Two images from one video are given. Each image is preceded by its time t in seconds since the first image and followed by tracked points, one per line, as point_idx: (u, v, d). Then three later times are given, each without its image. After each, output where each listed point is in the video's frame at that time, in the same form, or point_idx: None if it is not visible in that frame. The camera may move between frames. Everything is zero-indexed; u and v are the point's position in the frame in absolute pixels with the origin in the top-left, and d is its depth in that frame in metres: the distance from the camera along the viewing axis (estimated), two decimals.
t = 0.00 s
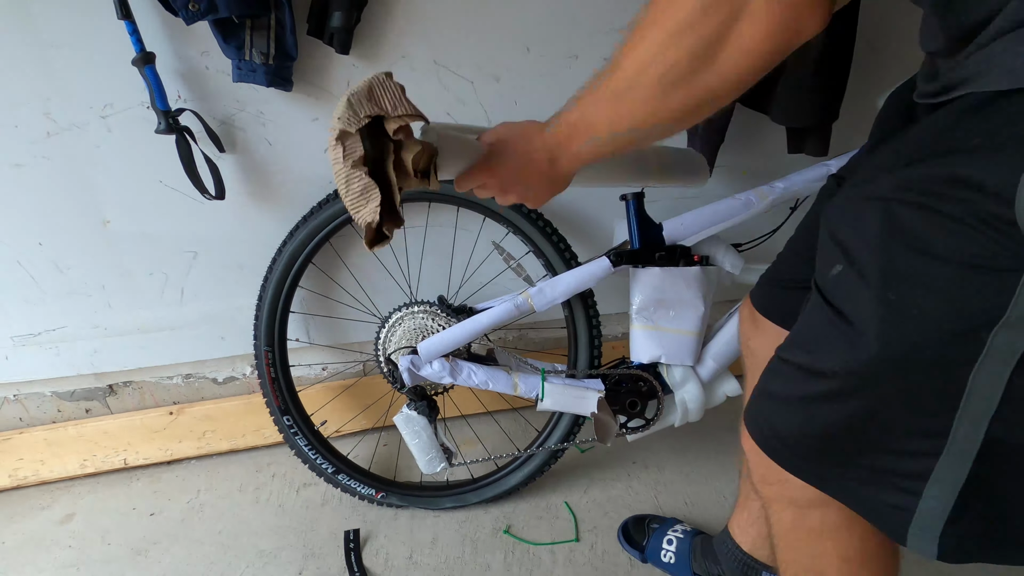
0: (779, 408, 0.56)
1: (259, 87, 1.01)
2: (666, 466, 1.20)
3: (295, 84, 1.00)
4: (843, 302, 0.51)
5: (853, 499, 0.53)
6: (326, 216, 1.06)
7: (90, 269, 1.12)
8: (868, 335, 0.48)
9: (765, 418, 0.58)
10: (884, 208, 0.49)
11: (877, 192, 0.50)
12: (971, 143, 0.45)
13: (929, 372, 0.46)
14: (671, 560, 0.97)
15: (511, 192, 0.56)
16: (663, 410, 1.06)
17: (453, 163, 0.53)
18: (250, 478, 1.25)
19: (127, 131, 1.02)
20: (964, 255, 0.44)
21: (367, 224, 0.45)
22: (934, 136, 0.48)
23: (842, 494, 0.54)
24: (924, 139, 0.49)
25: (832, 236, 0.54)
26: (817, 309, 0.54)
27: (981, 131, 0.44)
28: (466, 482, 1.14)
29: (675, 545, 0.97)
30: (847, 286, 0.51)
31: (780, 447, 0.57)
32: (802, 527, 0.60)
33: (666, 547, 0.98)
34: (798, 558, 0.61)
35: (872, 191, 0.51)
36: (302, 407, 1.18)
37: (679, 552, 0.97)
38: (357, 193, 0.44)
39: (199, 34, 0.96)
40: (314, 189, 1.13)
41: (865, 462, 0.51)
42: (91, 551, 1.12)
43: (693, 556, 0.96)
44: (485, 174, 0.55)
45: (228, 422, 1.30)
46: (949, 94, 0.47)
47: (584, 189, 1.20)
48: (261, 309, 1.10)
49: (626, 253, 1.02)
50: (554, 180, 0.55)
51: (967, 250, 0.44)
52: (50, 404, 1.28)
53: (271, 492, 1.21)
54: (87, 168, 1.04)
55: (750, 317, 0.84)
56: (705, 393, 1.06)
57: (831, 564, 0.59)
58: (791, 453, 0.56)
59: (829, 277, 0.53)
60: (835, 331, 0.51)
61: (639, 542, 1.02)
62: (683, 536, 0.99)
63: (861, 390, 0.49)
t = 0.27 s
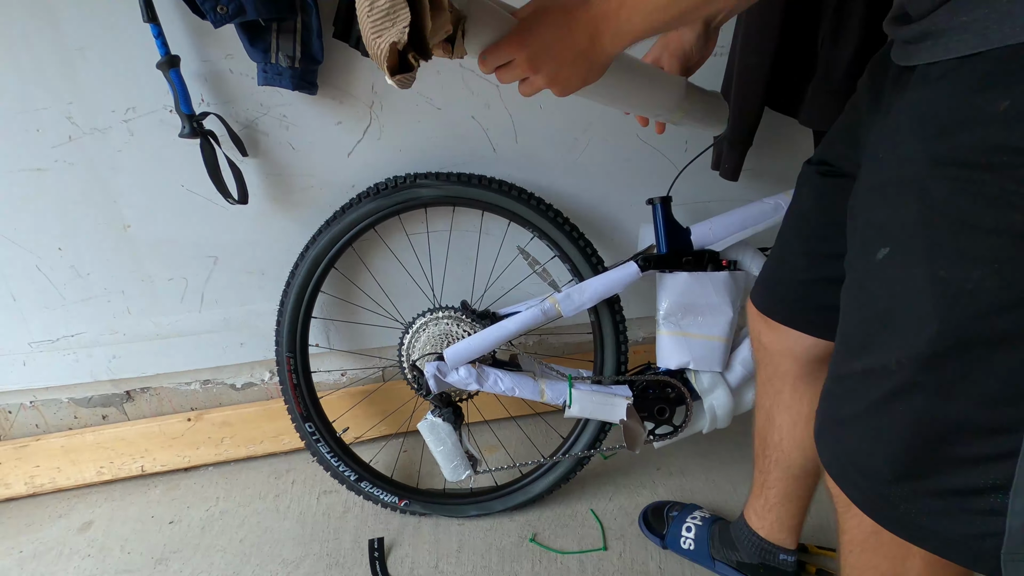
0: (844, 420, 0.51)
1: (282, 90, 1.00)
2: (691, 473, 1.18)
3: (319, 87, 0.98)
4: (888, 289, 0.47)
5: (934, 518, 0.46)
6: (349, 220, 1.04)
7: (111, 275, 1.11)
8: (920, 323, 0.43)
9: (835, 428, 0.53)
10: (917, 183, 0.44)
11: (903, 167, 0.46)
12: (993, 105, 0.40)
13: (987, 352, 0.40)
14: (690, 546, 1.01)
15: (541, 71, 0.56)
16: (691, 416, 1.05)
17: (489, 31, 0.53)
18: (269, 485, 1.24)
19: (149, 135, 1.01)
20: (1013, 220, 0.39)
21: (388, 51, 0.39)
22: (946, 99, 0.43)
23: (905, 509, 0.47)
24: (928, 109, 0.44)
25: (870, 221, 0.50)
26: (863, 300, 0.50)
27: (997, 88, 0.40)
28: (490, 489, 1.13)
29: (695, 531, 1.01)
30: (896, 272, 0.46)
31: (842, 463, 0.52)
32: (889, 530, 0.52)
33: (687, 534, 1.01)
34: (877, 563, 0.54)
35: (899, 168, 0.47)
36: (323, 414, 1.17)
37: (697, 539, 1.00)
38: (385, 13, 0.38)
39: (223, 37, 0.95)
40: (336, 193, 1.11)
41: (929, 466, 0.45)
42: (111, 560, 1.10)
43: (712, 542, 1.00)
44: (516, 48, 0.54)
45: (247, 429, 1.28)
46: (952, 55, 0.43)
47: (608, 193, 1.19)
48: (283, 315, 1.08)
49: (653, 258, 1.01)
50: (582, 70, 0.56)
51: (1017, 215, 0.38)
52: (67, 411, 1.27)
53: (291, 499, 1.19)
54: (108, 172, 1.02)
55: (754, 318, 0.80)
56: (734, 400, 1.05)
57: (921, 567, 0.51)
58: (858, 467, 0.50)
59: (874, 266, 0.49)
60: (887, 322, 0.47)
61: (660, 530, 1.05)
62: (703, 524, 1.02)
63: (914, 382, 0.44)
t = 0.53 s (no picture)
0: (866, 382, 0.54)
1: (319, 88, 1.00)
2: (723, 473, 1.18)
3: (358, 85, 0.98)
4: (909, 253, 0.50)
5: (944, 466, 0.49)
6: (383, 220, 1.04)
7: (144, 273, 1.11)
8: (943, 282, 0.47)
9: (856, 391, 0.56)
10: (934, 155, 0.48)
11: (918, 141, 0.50)
12: (999, 82, 0.44)
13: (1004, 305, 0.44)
14: (724, 551, 0.99)
15: (588, 16, 0.56)
16: (728, 416, 1.04)
17: None
18: (298, 485, 1.23)
19: (185, 132, 1.00)
20: None
21: None
22: (956, 79, 0.47)
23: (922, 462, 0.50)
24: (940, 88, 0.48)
25: (886, 194, 0.53)
26: (880, 266, 0.53)
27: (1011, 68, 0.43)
28: (523, 489, 1.12)
29: (729, 536, 0.99)
30: (916, 238, 0.49)
31: (865, 427, 0.55)
32: (935, 501, 0.56)
33: (720, 539, 1.00)
34: (928, 533, 0.58)
35: (914, 141, 0.50)
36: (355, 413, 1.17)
37: (732, 544, 0.99)
38: None
39: (262, 34, 0.95)
40: (369, 192, 1.11)
41: (947, 417, 0.48)
42: (142, 560, 1.09)
43: (747, 548, 0.98)
44: None
45: (275, 428, 1.28)
46: (962, 36, 0.46)
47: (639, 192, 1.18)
48: (316, 314, 1.08)
49: (692, 257, 1.00)
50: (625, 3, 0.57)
51: None
52: (95, 410, 1.26)
53: (321, 499, 1.19)
54: (144, 170, 1.02)
55: (794, 326, 0.82)
56: (771, 399, 1.05)
57: (968, 529, 0.55)
58: (879, 425, 0.53)
59: (890, 234, 0.52)
60: (906, 285, 0.50)
61: (692, 535, 1.03)
62: (736, 528, 1.01)
63: (936, 338, 0.47)
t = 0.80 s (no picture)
0: (827, 333, 0.58)
1: (343, 84, 0.99)
2: (745, 470, 1.17)
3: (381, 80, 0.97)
4: (875, 211, 0.54)
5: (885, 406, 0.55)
6: (404, 217, 1.03)
7: (164, 270, 1.11)
8: (908, 235, 0.50)
9: (819, 346, 0.60)
10: (906, 118, 0.52)
11: (892, 105, 0.54)
12: (969, 53, 0.48)
13: (955, 258, 0.49)
14: (751, 548, 0.99)
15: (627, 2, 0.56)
16: (753, 412, 1.04)
17: None
18: (317, 483, 1.22)
19: (207, 128, 1.00)
20: (984, 145, 0.47)
21: None
22: (931, 51, 0.51)
23: (870, 403, 0.55)
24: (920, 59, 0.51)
25: (859, 155, 0.57)
26: (848, 223, 0.57)
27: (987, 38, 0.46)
28: (546, 486, 1.12)
29: (756, 533, 0.99)
30: (880, 195, 0.54)
31: (828, 376, 0.58)
32: (892, 465, 0.59)
33: (747, 535, 0.99)
34: (893, 501, 0.60)
35: (889, 106, 0.54)
36: (375, 411, 1.16)
37: (759, 541, 0.98)
38: None
39: (286, 29, 0.94)
40: (390, 188, 1.11)
41: (895, 362, 0.53)
42: (162, 559, 1.08)
43: (774, 544, 0.98)
44: None
45: (293, 427, 1.27)
46: (930, 17, 0.50)
47: (659, 188, 1.18)
48: (338, 310, 1.07)
49: (716, 252, 1.00)
50: None
51: (988, 141, 0.46)
52: (112, 409, 1.26)
53: (341, 498, 1.18)
54: (166, 166, 1.02)
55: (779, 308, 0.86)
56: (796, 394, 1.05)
57: (925, 491, 0.58)
58: (835, 369, 0.57)
59: (860, 193, 0.56)
60: (873, 239, 0.54)
61: (718, 532, 1.03)
62: (763, 525, 1.00)
63: (895, 288, 0.51)
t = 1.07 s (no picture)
0: (848, 312, 0.59)
1: (354, 69, 0.98)
2: (759, 459, 1.16)
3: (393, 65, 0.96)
4: (889, 188, 0.55)
5: (914, 385, 0.55)
6: (414, 204, 1.02)
7: (172, 260, 1.10)
8: (921, 207, 0.51)
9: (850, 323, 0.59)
10: (913, 94, 0.53)
11: (898, 84, 0.55)
12: (975, 25, 0.48)
13: (974, 227, 0.49)
14: (770, 536, 0.98)
15: None
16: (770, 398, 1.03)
17: None
18: (326, 475, 1.21)
19: (217, 115, 0.99)
20: (996, 116, 0.47)
21: None
22: (943, 23, 0.50)
23: (898, 382, 0.55)
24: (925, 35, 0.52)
25: (869, 136, 0.58)
26: (863, 202, 0.58)
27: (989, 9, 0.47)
28: (559, 476, 1.11)
29: (774, 520, 0.98)
30: (894, 172, 0.54)
31: (852, 356, 0.59)
32: (902, 440, 0.60)
33: (765, 523, 0.99)
34: (891, 475, 0.61)
35: (895, 85, 0.55)
36: (387, 401, 1.15)
37: (777, 528, 0.98)
38: None
39: (296, 13, 0.93)
40: (401, 176, 1.10)
41: (921, 338, 0.53)
42: (171, 552, 1.07)
43: (792, 531, 0.97)
44: None
45: (302, 419, 1.26)
46: None
47: (671, 175, 1.17)
48: (348, 299, 1.06)
49: (731, 238, 0.97)
50: None
51: (997, 108, 0.47)
52: (119, 401, 1.24)
53: (351, 489, 1.17)
54: (174, 153, 1.01)
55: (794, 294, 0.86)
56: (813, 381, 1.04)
57: (929, 470, 0.59)
58: (858, 348, 0.58)
59: (871, 172, 0.57)
60: (888, 216, 0.55)
61: (735, 520, 1.02)
62: (781, 512, 1.00)
63: (912, 261, 0.52)
